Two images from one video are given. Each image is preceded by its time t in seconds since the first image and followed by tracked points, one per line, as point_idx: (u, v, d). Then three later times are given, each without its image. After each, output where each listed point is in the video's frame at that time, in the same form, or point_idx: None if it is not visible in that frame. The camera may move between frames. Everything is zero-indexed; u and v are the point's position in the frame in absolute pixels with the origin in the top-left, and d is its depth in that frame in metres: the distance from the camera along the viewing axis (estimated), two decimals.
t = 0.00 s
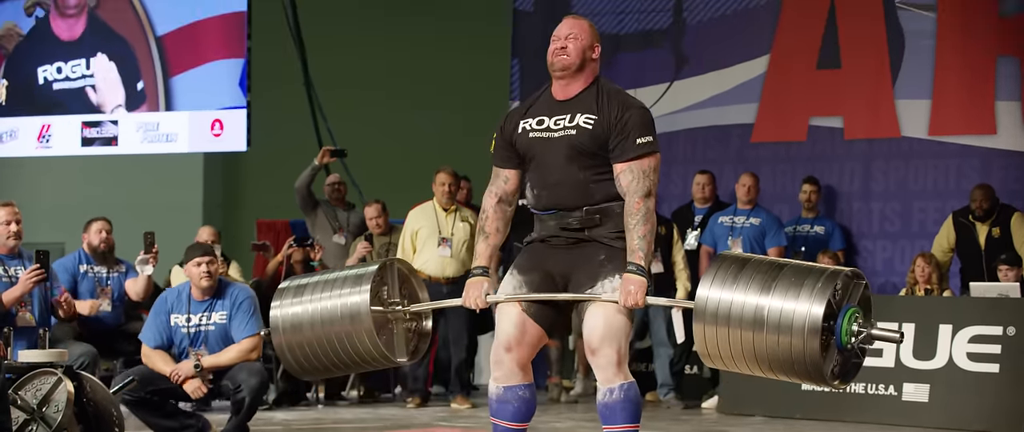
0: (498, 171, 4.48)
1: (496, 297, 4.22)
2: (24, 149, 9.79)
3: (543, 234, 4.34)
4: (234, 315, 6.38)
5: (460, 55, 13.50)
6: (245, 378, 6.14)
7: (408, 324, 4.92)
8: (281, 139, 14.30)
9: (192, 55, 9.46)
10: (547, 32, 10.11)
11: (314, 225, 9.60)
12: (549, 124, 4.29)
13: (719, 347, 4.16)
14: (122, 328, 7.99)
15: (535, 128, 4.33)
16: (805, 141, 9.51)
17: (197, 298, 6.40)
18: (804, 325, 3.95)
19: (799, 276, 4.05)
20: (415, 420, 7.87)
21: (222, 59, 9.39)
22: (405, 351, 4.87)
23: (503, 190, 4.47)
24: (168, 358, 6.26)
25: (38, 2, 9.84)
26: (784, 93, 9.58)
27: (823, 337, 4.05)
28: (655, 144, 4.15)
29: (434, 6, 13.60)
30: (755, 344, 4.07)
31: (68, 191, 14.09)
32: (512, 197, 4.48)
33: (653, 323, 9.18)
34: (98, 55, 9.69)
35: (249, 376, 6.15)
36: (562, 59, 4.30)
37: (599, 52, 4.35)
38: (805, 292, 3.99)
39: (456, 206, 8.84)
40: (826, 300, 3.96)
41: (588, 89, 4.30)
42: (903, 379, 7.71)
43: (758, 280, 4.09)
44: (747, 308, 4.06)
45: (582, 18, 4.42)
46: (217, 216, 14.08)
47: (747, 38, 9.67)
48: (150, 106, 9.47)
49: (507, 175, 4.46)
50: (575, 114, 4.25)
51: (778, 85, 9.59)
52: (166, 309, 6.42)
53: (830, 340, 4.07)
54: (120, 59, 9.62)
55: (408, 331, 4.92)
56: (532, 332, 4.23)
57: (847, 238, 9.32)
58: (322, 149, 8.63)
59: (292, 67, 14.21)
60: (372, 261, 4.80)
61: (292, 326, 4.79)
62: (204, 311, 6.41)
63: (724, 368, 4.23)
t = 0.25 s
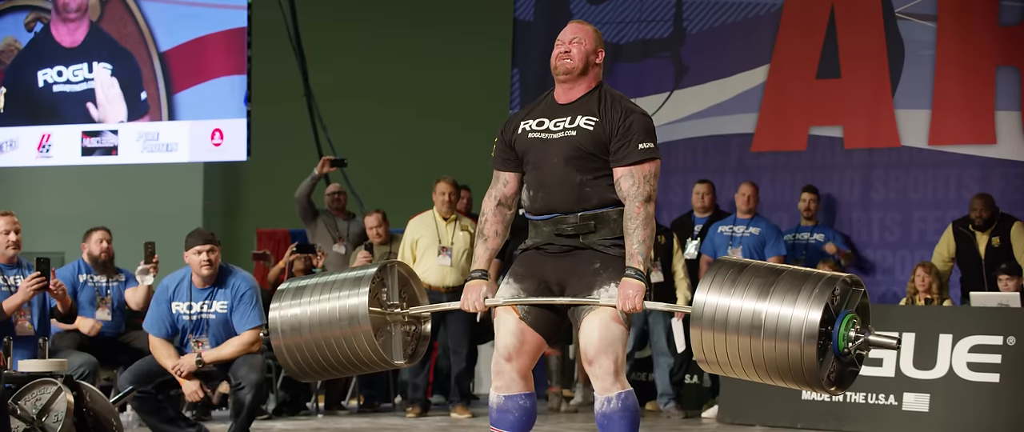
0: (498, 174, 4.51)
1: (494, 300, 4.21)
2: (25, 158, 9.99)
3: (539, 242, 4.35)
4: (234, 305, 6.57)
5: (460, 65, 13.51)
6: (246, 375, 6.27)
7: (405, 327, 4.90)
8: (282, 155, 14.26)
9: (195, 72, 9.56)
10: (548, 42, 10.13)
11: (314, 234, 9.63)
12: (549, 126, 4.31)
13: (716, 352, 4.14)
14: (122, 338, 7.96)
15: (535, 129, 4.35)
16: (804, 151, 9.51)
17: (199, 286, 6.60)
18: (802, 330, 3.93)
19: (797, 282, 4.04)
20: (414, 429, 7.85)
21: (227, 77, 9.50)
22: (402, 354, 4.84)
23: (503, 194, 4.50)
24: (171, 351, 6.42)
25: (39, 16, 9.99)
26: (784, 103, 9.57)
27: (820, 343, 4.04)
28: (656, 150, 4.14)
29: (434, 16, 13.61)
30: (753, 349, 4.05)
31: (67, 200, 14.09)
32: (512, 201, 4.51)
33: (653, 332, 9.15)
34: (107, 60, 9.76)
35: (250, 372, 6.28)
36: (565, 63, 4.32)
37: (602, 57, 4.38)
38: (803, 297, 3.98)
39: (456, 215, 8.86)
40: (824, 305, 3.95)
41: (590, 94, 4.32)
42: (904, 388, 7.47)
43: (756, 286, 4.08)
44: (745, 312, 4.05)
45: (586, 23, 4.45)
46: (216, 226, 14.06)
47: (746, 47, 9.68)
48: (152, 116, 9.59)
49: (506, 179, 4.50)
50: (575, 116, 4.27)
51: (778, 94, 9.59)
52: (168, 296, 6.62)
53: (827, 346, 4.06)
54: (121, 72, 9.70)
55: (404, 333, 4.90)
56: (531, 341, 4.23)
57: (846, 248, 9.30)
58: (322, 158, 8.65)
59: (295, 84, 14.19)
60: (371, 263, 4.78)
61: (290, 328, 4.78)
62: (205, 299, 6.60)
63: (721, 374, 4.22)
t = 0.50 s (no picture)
0: (498, 177, 4.51)
1: (494, 305, 4.20)
2: (26, 167, 9.98)
3: (535, 247, 4.33)
4: (234, 300, 6.60)
5: (461, 74, 13.52)
6: (242, 377, 6.30)
7: (406, 329, 4.90)
8: (282, 163, 14.29)
9: (201, 87, 9.60)
10: (547, 51, 10.14)
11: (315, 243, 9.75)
12: (548, 128, 4.33)
13: (715, 358, 4.14)
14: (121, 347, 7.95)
15: (535, 132, 4.37)
16: (804, 159, 9.51)
17: (200, 281, 6.66)
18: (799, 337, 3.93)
19: (796, 288, 4.03)
20: None
21: (233, 91, 9.54)
22: (403, 356, 4.85)
23: (503, 197, 4.50)
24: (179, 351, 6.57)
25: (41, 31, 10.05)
26: (784, 111, 9.58)
27: (819, 350, 4.03)
28: (656, 155, 4.14)
29: (435, 24, 13.61)
30: (751, 355, 4.05)
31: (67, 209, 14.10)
32: (512, 203, 4.50)
33: (653, 341, 9.15)
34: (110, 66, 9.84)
35: (246, 375, 6.31)
36: (567, 67, 4.33)
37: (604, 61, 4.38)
38: (801, 304, 3.98)
39: (456, 223, 8.86)
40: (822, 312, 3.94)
41: (592, 98, 4.33)
42: (904, 397, 7.33)
43: (754, 292, 4.08)
44: (742, 319, 4.04)
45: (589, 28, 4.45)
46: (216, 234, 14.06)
47: (746, 56, 9.69)
48: (155, 126, 9.64)
49: (506, 181, 4.50)
50: (576, 119, 4.28)
51: (778, 103, 9.59)
52: (169, 291, 6.67)
53: (825, 353, 4.06)
54: (124, 84, 9.78)
55: (405, 336, 4.90)
56: (536, 349, 4.22)
57: (846, 257, 9.30)
58: (322, 166, 8.64)
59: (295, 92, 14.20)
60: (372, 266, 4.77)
61: (291, 330, 4.78)
62: (206, 294, 6.65)
63: (720, 379, 4.22)
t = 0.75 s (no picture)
0: (498, 183, 4.51)
1: (495, 310, 4.20)
2: (26, 173, 9.99)
3: (535, 252, 4.34)
4: (235, 276, 6.79)
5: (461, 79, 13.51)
6: (242, 379, 6.52)
7: (406, 332, 4.90)
8: (282, 168, 14.30)
9: (207, 98, 9.57)
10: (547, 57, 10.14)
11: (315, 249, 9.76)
12: (545, 133, 4.33)
13: (713, 363, 4.15)
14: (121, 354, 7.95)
15: (533, 136, 4.37)
16: (805, 164, 9.51)
17: (201, 257, 6.82)
18: (795, 342, 3.93)
19: (793, 293, 4.03)
20: None
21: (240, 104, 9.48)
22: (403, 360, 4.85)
23: (502, 201, 4.50)
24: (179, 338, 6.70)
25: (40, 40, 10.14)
26: (784, 117, 9.58)
27: (816, 355, 4.03)
28: (653, 160, 4.14)
29: (435, 30, 13.61)
30: (749, 360, 4.05)
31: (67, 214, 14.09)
32: (512, 209, 4.50)
33: (653, 346, 9.14)
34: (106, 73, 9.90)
35: (246, 376, 6.53)
36: (563, 73, 4.33)
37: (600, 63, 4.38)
38: (799, 309, 3.97)
39: (456, 228, 8.86)
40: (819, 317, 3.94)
41: (590, 102, 4.33)
42: (904, 402, 7.27)
43: (752, 296, 4.08)
44: (740, 323, 4.05)
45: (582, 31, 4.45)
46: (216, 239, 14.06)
47: (746, 61, 9.70)
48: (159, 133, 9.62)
49: (506, 186, 4.50)
50: (574, 124, 4.28)
51: (778, 109, 9.59)
52: (170, 268, 6.84)
53: (823, 357, 4.05)
54: (126, 92, 9.82)
55: (405, 339, 4.89)
56: (536, 354, 4.22)
57: (846, 262, 9.31)
58: (322, 172, 8.62)
59: (295, 97, 14.20)
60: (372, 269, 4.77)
61: (292, 333, 4.78)
62: (206, 270, 6.81)
63: (719, 383, 4.22)
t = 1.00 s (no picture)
0: (501, 184, 4.51)
1: (496, 310, 4.20)
2: (25, 173, 10.43)
3: (535, 251, 4.33)
4: (239, 240, 6.33)
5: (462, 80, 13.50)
6: (243, 375, 6.18)
7: (408, 336, 4.90)
8: (282, 168, 14.26)
9: (209, 103, 9.86)
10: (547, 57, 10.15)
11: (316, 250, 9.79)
12: (551, 134, 4.33)
13: (712, 366, 4.15)
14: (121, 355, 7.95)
15: (538, 138, 4.38)
16: (805, 165, 9.51)
17: (200, 225, 6.38)
18: (793, 348, 3.93)
19: (792, 298, 4.03)
20: None
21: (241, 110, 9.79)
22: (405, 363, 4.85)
23: (506, 204, 4.50)
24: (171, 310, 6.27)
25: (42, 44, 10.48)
26: (784, 118, 9.58)
27: (814, 360, 4.03)
28: (657, 163, 4.14)
29: (435, 30, 13.60)
30: (746, 364, 4.05)
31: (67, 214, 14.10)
32: (514, 211, 4.50)
33: (653, 347, 9.14)
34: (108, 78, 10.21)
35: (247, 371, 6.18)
36: (569, 76, 4.34)
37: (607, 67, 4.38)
38: (797, 314, 3.97)
39: (456, 229, 8.86)
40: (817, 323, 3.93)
41: (595, 105, 4.33)
42: (905, 403, 7.27)
43: (751, 301, 4.08)
44: (738, 327, 4.05)
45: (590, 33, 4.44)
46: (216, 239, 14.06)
47: (747, 62, 9.70)
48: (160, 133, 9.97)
49: (510, 188, 4.50)
50: (579, 127, 4.28)
51: (778, 109, 9.60)
52: (167, 239, 6.40)
53: (820, 364, 4.04)
54: (128, 95, 10.14)
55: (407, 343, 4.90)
56: (537, 355, 4.22)
57: (846, 262, 9.31)
58: (323, 172, 8.64)
59: (295, 98, 14.20)
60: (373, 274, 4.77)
61: (294, 340, 4.78)
62: (207, 237, 6.35)
63: (717, 387, 4.23)
